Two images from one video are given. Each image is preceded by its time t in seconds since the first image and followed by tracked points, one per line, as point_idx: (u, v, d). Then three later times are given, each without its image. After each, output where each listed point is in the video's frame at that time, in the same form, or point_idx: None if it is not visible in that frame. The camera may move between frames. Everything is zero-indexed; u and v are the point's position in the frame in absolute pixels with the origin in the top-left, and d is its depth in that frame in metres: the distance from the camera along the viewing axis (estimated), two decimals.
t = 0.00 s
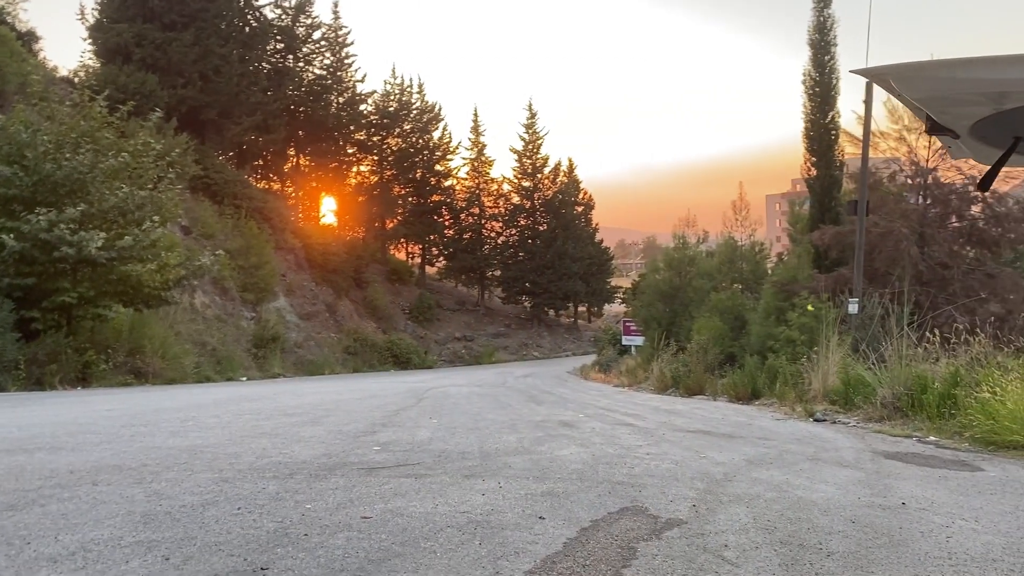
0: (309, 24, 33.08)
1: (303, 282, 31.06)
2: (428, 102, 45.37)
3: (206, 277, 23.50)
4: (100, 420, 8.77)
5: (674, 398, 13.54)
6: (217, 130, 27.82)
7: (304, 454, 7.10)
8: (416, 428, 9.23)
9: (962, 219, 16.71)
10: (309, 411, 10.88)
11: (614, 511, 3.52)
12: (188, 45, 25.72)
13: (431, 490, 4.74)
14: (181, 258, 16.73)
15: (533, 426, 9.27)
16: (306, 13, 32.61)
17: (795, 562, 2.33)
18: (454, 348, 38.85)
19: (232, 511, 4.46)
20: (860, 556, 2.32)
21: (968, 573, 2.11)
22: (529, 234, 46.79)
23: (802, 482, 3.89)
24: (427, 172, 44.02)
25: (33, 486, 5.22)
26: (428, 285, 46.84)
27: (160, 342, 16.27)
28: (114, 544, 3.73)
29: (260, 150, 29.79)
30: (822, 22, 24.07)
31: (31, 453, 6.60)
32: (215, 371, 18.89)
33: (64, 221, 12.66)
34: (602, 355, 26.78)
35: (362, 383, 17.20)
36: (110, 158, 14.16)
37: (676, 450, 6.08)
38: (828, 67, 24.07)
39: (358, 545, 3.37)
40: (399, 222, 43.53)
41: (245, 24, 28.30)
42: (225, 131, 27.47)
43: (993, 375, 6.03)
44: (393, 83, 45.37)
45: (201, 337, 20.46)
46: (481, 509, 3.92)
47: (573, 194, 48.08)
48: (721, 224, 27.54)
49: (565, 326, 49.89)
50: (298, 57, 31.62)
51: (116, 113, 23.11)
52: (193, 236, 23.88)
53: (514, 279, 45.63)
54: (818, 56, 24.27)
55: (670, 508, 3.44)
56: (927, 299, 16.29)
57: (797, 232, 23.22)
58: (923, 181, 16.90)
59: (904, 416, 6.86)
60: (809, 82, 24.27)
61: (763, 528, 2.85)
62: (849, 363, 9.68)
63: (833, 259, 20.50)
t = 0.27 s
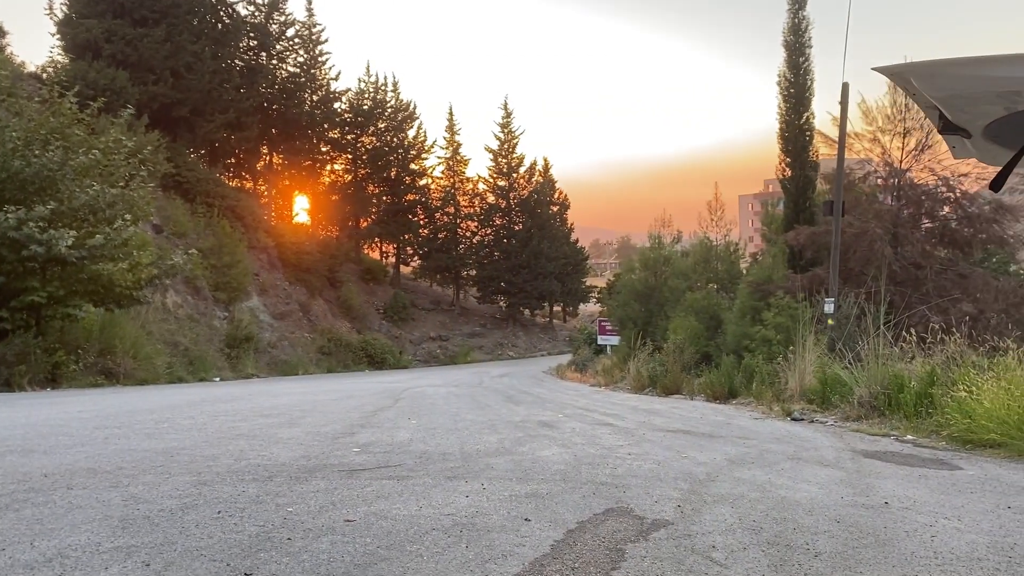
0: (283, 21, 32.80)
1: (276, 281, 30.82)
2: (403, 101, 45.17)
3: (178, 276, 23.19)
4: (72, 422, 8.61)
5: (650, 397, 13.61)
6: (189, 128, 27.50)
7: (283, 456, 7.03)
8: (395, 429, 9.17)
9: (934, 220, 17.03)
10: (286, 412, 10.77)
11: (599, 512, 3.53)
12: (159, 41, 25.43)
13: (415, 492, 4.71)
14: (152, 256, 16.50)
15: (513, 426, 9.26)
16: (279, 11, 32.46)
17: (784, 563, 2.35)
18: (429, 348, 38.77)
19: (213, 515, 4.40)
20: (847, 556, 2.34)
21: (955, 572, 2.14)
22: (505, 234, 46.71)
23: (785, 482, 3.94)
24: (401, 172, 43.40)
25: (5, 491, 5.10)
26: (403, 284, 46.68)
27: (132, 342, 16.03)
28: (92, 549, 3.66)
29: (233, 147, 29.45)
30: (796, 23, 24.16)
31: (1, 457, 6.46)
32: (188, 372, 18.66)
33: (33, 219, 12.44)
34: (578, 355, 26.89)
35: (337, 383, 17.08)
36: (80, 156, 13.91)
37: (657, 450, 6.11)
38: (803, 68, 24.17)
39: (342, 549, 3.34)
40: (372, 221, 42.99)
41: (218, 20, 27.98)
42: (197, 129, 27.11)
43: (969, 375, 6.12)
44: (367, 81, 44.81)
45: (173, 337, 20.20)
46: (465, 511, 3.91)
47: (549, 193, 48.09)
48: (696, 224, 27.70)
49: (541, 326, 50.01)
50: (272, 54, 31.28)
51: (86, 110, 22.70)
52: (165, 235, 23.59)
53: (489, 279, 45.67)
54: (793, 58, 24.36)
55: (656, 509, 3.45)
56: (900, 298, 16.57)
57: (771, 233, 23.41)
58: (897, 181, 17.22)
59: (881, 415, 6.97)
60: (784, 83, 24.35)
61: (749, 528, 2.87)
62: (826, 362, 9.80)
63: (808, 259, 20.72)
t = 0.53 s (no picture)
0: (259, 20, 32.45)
1: (252, 282, 30.52)
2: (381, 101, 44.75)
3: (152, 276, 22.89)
4: (44, 424, 8.44)
5: (629, 398, 13.65)
6: (164, 127, 27.26)
7: (262, 458, 6.94)
8: (375, 430, 9.10)
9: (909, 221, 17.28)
10: (264, 413, 10.65)
11: (585, 513, 3.53)
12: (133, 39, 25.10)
13: (397, 494, 4.66)
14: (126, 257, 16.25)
15: (493, 428, 9.22)
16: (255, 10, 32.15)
17: (772, 564, 2.36)
18: (406, 349, 38.61)
19: (192, 519, 4.34)
20: (834, 557, 2.35)
21: (941, 573, 2.15)
22: (482, 235, 46.51)
23: (768, 482, 3.97)
24: (378, 172, 43.25)
25: None
26: (379, 285, 46.57)
27: (105, 344, 15.76)
28: (69, 555, 3.59)
29: (207, 147, 29.13)
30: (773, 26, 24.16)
31: None
32: (162, 373, 18.42)
33: (3, 218, 12.22)
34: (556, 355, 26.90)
35: (315, 384, 16.92)
36: (51, 154, 13.66)
37: (639, 450, 6.12)
38: (780, 71, 24.13)
39: (326, 553, 3.31)
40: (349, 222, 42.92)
41: (193, 18, 27.63)
42: (171, 128, 26.83)
43: (946, 375, 6.21)
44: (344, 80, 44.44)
45: (147, 339, 19.92)
46: (450, 513, 3.89)
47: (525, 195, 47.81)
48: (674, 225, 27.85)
49: (518, 327, 50.04)
50: (248, 53, 30.92)
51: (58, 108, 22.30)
52: (138, 235, 23.27)
53: (466, 280, 45.64)
54: (769, 60, 24.30)
55: (641, 510, 3.45)
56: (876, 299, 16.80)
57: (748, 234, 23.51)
58: (872, 184, 17.58)
59: (860, 415, 7.05)
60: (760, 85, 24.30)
61: (735, 529, 2.88)
62: (804, 362, 9.89)
63: (785, 260, 20.89)
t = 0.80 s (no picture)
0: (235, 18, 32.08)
1: (228, 282, 30.21)
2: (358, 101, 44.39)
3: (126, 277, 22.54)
4: (16, 427, 8.27)
5: (609, 398, 13.64)
6: (139, 126, 26.99)
7: (241, 460, 6.85)
8: (354, 432, 9.01)
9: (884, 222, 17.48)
10: (241, 415, 10.52)
11: (570, 515, 3.51)
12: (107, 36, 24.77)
13: (378, 496, 4.60)
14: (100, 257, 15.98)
15: (473, 429, 9.17)
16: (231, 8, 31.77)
17: (760, 565, 2.35)
18: (383, 349, 38.43)
19: (169, 523, 4.25)
20: (822, 558, 2.35)
21: (928, 573, 2.15)
22: (459, 235, 46.02)
23: (751, 482, 3.97)
24: (356, 172, 43.06)
25: None
26: (356, 285, 46.37)
27: (78, 345, 15.49)
28: (42, 561, 3.50)
29: (182, 145, 28.85)
30: (751, 28, 24.02)
31: None
32: (136, 374, 18.17)
33: None
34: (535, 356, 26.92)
35: (293, 386, 16.77)
36: (23, 152, 13.39)
37: (622, 451, 6.11)
38: (757, 73, 24.01)
39: (309, 557, 3.26)
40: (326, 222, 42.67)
41: (168, 16, 27.19)
42: (145, 126, 26.53)
43: (925, 376, 6.28)
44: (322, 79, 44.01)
45: (120, 339, 19.64)
46: (433, 515, 3.85)
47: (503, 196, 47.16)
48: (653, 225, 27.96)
49: (495, 327, 50.00)
50: (223, 51, 30.55)
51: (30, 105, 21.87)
52: (112, 235, 22.94)
53: (444, 280, 45.52)
54: (746, 63, 24.13)
55: (626, 512, 3.44)
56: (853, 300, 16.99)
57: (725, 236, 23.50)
58: (849, 186, 17.81)
59: (839, 415, 7.11)
60: (738, 88, 24.12)
61: (721, 530, 2.88)
62: (784, 363, 9.95)
63: (763, 261, 21.03)
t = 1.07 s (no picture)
0: (209, 16, 31.64)
1: (201, 282, 29.85)
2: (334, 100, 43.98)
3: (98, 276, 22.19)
4: None
5: (587, 399, 13.65)
6: (110, 124, 26.71)
7: (216, 465, 6.73)
8: (332, 435, 8.90)
9: (860, 223, 17.68)
10: (216, 417, 10.36)
11: (553, 521, 3.47)
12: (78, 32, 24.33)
13: (358, 502, 4.53)
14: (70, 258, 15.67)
15: (452, 431, 9.11)
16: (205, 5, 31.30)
17: (747, 570, 2.33)
18: (359, 350, 38.22)
19: (143, 532, 4.14)
20: (808, 563, 2.33)
21: None
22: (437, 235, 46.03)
23: (734, 485, 3.97)
24: (332, 172, 42.71)
25: None
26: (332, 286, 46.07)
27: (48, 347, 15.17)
28: (10, 572, 3.39)
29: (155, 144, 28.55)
30: (729, 30, 24.09)
31: None
32: (108, 376, 17.87)
33: None
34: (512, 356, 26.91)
35: (268, 387, 16.57)
36: None
37: (603, 454, 6.08)
38: (735, 75, 24.09)
39: (287, 566, 3.19)
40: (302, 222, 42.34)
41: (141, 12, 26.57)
42: (117, 124, 26.21)
43: (903, 377, 6.34)
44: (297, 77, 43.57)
45: (92, 340, 19.34)
46: (414, 521, 3.79)
47: (481, 196, 46.88)
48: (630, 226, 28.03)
49: (472, 328, 49.95)
50: (197, 49, 30.12)
51: None
52: (84, 234, 22.55)
53: (421, 280, 45.38)
54: (724, 64, 24.19)
55: (610, 517, 3.41)
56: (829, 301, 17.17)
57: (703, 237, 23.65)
58: (827, 188, 18.05)
59: (818, 416, 7.17)
60: (716, 89, 24.19)
61: (705, 534, 2.86)
62: (762, 364, 10.01)
63: (740, 262, 21.16)
